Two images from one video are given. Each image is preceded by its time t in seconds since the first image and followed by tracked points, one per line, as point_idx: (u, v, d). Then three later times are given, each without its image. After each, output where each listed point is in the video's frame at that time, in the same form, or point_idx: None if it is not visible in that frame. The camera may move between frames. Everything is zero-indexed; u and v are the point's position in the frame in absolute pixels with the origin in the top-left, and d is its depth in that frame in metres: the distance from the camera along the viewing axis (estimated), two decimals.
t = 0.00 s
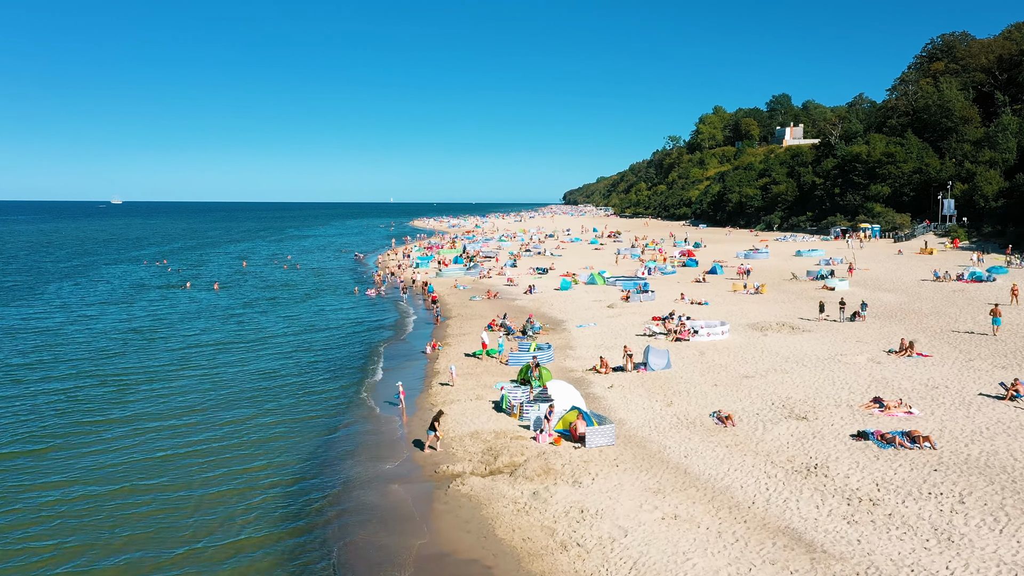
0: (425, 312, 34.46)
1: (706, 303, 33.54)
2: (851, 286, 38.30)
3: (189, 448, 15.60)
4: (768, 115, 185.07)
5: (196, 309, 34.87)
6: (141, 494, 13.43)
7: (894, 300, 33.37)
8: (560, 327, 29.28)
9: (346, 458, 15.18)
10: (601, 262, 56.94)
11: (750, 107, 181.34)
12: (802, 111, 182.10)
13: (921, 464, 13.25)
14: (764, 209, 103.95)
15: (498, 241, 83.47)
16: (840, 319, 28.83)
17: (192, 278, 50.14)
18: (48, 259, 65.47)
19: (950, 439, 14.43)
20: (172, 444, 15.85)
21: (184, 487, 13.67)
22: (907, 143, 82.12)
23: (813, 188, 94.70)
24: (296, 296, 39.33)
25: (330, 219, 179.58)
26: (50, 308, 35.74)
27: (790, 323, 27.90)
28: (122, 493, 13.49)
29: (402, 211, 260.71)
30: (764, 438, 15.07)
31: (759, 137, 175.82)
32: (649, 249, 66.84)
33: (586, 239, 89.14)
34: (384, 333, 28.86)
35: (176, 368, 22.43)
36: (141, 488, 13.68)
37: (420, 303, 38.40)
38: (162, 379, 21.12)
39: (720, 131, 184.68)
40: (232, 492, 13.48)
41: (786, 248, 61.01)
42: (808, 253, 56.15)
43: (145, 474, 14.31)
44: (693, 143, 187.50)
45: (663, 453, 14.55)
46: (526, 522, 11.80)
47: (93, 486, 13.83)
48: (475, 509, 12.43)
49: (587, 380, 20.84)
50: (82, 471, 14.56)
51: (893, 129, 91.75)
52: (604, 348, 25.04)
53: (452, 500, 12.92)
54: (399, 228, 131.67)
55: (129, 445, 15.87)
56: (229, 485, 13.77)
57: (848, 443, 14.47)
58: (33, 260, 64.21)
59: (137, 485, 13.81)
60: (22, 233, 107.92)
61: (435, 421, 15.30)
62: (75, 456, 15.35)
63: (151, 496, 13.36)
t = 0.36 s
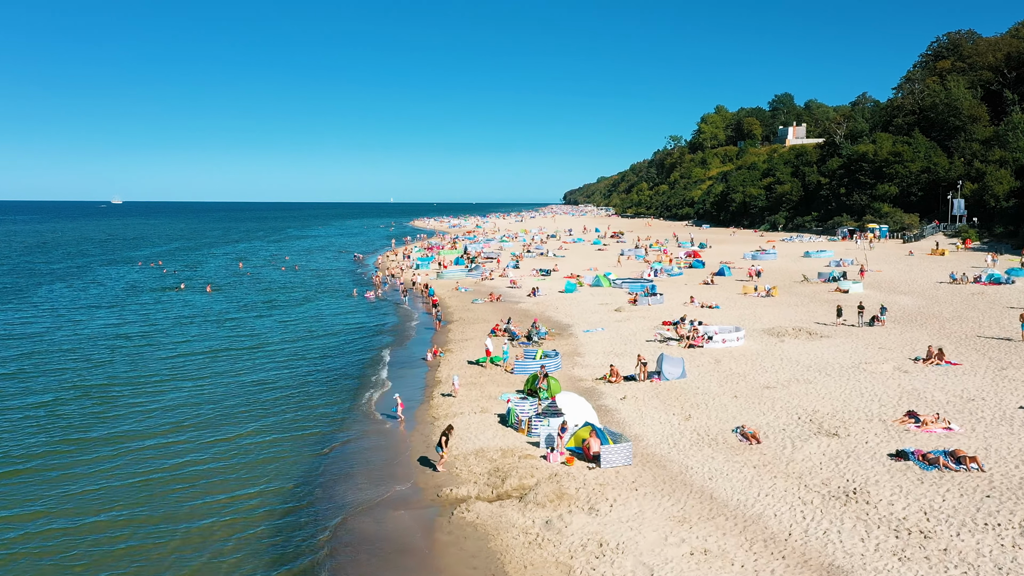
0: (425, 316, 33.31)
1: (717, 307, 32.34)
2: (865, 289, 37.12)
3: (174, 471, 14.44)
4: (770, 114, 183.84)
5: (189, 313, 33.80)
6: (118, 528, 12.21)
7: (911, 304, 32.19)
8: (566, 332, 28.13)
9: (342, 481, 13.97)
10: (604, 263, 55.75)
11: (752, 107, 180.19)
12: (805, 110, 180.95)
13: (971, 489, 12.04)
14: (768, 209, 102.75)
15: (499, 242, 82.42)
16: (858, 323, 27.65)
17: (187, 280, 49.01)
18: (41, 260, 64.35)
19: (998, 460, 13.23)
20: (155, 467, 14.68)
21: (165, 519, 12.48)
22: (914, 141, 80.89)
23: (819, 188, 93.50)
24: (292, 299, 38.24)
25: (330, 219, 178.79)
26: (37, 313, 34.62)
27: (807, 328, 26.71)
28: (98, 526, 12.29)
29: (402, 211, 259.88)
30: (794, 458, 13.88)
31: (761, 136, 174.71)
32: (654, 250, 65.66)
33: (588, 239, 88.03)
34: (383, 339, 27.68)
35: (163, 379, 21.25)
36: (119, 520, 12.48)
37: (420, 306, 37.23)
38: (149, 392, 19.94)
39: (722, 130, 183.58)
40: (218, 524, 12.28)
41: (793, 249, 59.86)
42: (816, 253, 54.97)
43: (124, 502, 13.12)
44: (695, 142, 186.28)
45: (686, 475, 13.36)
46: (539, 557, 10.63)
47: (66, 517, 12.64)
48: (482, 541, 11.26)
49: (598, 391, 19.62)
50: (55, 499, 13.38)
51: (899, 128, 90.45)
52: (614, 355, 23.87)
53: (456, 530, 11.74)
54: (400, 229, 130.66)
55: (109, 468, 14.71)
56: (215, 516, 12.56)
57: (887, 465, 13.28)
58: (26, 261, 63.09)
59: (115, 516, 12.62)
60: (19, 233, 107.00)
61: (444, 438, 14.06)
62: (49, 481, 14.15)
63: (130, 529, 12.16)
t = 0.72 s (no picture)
0: (426, 320, 32.17)
1: (728, 311, 31.19)
2: (880, 292, 35.89)
3: (155, 498, 13.29)
4: (773, 113, 182.72)
5: (182, 318, 32.73)
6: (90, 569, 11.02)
7: (930, 307, 30.99)
8: (573, 337, 26.96)
9: (336, 508, 12.80)
10: (608, 264, 54.64)
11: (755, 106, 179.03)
12: (808, 109, 179.70)
13: None
14: (772, 209, 101.54)
15: (500, 242, 81.30)
16: (878, 329, 26.44)
17: (182, 282, 48.05)
18: (36, 261, 63.47)
19: None
20: (133, 493, 13.53)
21: (143, 558, 11.28)
22: (921, 140, 79.70)
23: (824, 188, 92.36)
24: (289, 303, 37.13)
25: (331, 219, 178.04)
26: (25, 317, 33.67)
27: (825, 334, 25.51)
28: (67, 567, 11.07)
29: (403, 210, 259.12)
30: (829, 482, 12.69)
31: (764, 136, 173.51)
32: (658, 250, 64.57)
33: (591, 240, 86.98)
34: (381, 345, 26.49)
35: (149, 392, 20.09)
36: (92, 559, 11.29)
37: (420, 309, 36.12)
38: (133, 406, 18.79)
39: (724, 130, 182.40)
40: (201, 563, 11.09)
41: (801, 250, 58.70)
42: (825, 254, 53.79)
43: (98, 539, 11.89)
44: (697, 142, 185.26)
45: (713, 502, 12.16)
46: None
47: (33, 556, 11.43)
48: None
49: (611, 404, 18.39)
50: (23, 534, 12.17)
51: (905, 126, 89.30)
52: (625, 363, 22.70)
53: (461, 566, 10.56)
54: (400, 229, 129.64)
55: (84, 494, 13.57)
56: (198, 553, 11.37)
57: (934, 491, 12.05)
58: (20, 263, 62.20)
59: (87, 555, 11.41)
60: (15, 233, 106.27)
61: (456, 460, 12.91)
62: (17, 513, 12.93)
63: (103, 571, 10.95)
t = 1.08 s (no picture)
0: (426, 325, 31.00)
1: (741, 315, 30.02)
2: (896, 295, 34.70)
3: (130, 533, 12.06)
4: (776, 112, 181.46)
5: (173, 323, 31.55)
6: None
7: (951, 311, 29.81)
8: (580, 344, 25.76)
9: (329, 540, 11.62)
10: (613, 266, 53.54)
11: (757, 105, 177.86)
12: (810, 109, 178.51)
13: None
14: (776, 209, 100.28)
15: (501, 243, 80.14)
16: (900, 334, 25.24)
17: (176, 284, 46.91)
18: (29, 263, 62.33)
19: None
20: (110, 526, 12.32)
21: None
22: (929, 139, 78.55)
23: (829, 188, 91.24)
24: (285, 306, 35.95)
25: (330, 219, 177.29)
26: (13, 323, 32.58)
27: (846, 341, 24.32)
28: None
29: (403, 211, 258.28)
30: (872, 510, 11.51)
31: (766, 136, 172.36)
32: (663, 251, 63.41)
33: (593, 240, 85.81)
34: (379, 352, 25.29)
35: (133, 406, 18.86)
36: None
37: (421, 313, 35.00)
38: (115, 423, 17.55)
39: (725, 129, 181.22)
40: None
41: (809, 251, 57.52)
42: (835, 255, 52.61)
43: None
44: (699, 142, 184.01)
45: (746, 534, 10.99)
46: None
47: None
48: None
49: (625, 419, 17.12)
50: None
51: (912, 125, 88.13)
52: (637, 371, 21.54)
53: None
54: (399, 229, 128.41)
55: (54, 529, 12.33)
56: None
57: (989, 522, 10.86)
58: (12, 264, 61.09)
59: None
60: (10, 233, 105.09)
61: (467, 488, 11.75)
62: None
63: None
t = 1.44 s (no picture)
0: (427, 330, 29.84)
1: (754, 319, 28.86)
2: (913, 298, 33.54)
3: None
4: (778, 111, 180.38)
5: (164, 329, 30.40)
6: None
7: (972, 315, 28.65)
8: (589, 351, 24.59)
9: None
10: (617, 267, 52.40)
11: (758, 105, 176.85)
12: (813, 108, 177.30)
13: None
14: (780, 209, 99.09)
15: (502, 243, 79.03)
16: (923, 340, 24.04)
17: (171, 287, 45.79)
18: (22, 265, 61.28)
19: None
20: (79, 568, 11.08)
21: None
22: (936, 138, 77.37)
23: (835, 187, 90.05)
24: (280, 310, 34.82)
25: (329, 219, 175.93)
26: None
27: (868, 348, 23.15)
28: None
29: (404, 210, 256.89)
30: (926, 546, 10.33)
31: (768, 135, 171.27)
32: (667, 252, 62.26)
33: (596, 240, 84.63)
34: (376, 359, 24.15)
35: (114, 423, 17.60)
36: None
37: (421, 316, 33.83)
38: (93, 443, 16.28)
39: (728, 129, 179.89)
40: None
41: (817, 252, 56.32)
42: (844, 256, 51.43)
43: None
44: (700, 141, 182.90)
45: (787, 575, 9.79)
46: None
47: None
48: None
49: (642, 435, 15.92)
50: None
51: (918, 124, 86.90)
52: (650, 381, 20.36)
53: None
54: (399, 229, 127.21)
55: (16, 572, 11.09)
56: None
57: None
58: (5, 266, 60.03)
59: None
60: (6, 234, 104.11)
61: (484, 519, 10.55)
62: None
63: None
